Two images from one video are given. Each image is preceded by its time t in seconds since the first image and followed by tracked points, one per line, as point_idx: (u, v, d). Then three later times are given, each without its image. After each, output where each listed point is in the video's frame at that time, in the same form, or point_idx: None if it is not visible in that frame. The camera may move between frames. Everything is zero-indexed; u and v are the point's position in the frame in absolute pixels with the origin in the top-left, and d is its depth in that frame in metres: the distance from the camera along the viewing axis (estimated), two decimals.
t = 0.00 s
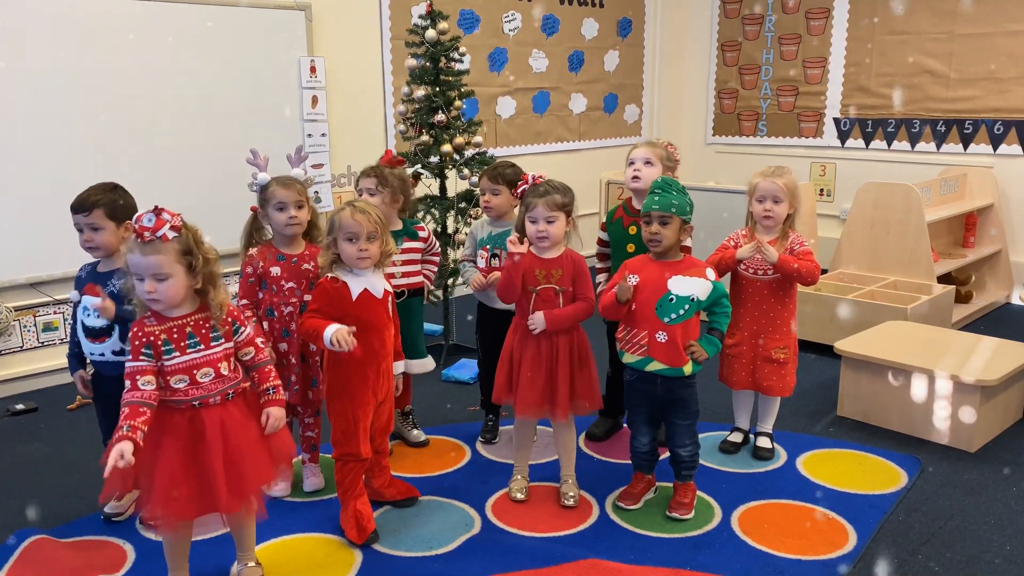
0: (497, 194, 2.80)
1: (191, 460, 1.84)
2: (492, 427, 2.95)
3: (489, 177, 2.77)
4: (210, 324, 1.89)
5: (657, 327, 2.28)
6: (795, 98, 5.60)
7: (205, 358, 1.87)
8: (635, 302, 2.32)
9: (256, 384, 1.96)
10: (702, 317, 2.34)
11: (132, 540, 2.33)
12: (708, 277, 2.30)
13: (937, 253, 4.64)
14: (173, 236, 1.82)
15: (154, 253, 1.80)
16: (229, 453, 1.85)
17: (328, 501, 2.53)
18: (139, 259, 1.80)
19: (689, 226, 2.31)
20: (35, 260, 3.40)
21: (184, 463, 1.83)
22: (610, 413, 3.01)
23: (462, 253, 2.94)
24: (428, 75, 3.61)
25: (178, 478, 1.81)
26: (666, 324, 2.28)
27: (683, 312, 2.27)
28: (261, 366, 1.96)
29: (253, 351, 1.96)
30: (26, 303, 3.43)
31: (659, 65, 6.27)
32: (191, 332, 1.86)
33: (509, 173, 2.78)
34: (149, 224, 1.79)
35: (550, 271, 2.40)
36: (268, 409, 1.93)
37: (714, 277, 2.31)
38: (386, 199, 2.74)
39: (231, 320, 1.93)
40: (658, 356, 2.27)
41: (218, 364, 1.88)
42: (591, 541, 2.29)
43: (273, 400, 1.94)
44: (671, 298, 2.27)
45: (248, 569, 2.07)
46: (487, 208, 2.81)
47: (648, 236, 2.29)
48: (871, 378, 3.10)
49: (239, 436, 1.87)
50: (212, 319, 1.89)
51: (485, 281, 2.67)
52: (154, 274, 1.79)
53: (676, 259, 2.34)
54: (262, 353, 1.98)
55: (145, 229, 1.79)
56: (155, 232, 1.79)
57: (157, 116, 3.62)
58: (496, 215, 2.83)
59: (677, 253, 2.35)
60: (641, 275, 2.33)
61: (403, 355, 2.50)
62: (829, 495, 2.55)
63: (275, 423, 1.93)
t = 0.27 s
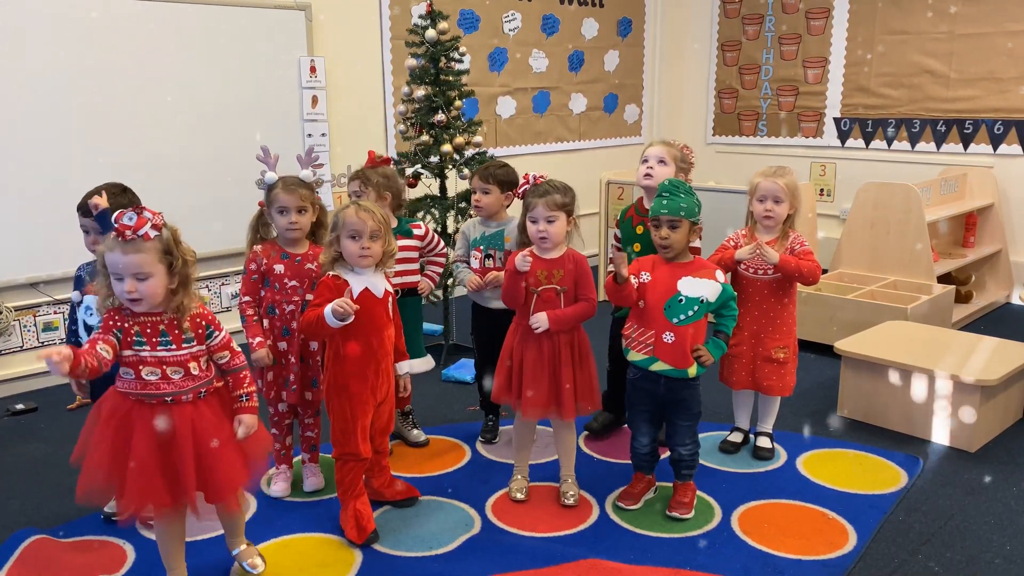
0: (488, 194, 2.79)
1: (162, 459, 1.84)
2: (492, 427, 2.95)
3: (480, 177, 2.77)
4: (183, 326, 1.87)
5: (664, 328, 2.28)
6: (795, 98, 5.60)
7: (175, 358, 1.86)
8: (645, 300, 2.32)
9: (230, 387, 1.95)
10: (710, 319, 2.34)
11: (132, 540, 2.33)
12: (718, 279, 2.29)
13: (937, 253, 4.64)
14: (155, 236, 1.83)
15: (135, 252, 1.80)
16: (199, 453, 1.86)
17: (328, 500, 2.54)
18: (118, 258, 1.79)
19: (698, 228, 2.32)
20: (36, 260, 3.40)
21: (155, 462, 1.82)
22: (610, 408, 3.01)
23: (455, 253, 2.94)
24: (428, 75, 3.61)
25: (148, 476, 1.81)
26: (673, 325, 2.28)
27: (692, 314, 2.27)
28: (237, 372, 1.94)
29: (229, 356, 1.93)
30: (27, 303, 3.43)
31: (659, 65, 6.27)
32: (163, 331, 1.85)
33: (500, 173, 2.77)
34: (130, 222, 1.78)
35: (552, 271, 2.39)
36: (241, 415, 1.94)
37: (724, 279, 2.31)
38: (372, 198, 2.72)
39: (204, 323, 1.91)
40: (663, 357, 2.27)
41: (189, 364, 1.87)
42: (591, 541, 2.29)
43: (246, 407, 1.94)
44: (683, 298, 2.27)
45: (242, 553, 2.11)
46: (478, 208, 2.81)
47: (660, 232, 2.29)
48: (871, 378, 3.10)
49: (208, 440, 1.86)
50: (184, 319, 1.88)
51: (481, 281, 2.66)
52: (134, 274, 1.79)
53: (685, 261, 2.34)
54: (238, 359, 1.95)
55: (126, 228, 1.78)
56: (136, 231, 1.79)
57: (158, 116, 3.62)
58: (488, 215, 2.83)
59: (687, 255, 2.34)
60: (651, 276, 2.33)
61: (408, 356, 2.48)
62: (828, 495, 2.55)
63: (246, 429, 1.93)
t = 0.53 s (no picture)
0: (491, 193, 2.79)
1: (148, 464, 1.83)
2: (492, 427, 2.95)
3: (482, 176, 2.76)
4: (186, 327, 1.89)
5: (672, 328, 2.28)
6: (795, 98, 5.60)
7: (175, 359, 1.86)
8: (653, 301, 2.32)
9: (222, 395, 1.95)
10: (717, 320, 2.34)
11: (131, 540, 2.33)
12: (726, 279, 2.29)
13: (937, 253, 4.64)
14: (166, 247, 1.84)
15: (146, 263, 1.80)
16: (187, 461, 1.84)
17: (328, 500, 2.54)
18: (128, 267, 1.80)
19: (707, 227, 2.31)
20: (36, 260, 3.40)
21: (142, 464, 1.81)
22: (609, 409, 3.01)
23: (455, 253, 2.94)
24: (428, 75, 3.61)
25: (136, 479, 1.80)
26: (682, 326, 2.27)
27: (701, 315, 2.27)
28: (229, 378, 1.95)
29: (224, 362, 1.94)
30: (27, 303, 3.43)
31: (659, 64, 6.27)
32: (165, 332, 1.86)
33: (502, 173, 2.78)
34: (142, 233, 1.80)
35: (552, 271, 2.40)
36: (229, 423, 1.92)
37: (732, 280, 2.31)
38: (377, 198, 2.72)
39: (205, 328, 1.92)
40: (670, 357, 2.27)
41: (188, 366, 1.88)
42: (591, 541, 2.29)
43: (234, 416, 1.93)
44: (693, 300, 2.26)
45: (252, 561, 2.08)
46: (480, 208, 2.81)
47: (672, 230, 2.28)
48: (871, 378, 3.10)
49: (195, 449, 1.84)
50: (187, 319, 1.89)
51: (482, 280, 2.69)
52: (143, 282, 1.80)
53: (695, 261, 2.33)
54: (232, 365, 1.96)
55: (138, 238, 1.80)
56: (149, 242, 1.80)
57: (158, 116, 3.62)
58: (489, 215, 2.83)
59: (696, 255, 2.33)
60: (660, 275, 2.32)
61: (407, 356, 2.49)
62: (828, 495, 2.54)
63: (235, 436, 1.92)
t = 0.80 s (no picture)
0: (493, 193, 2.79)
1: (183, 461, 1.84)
2: (492, 426, 2.95)
3: (485, 176, 2.76)
4: (214, 325, 1.89)
5: (675, 330, 2.27)
6: (795, 98, 5.60)
7: (206, 358, 1.87)
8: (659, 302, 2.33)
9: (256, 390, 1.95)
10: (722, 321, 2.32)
11: (132, 540, 2.33)
12: (732, 283, 2.26)
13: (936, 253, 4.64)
14: (185, 239, 1.84)
15: (167, 256, 1.82)
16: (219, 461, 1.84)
17: (328, 500, 2.54)
18: (151, 262, 1.81)
19: (714, 227, 2.31)
20: (36, 260, 3.40)
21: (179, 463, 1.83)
22: (607, 410, 3.01)
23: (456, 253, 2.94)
24: (428, 75, 3.60)
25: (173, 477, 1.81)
26: (683, 327, 2.27)
27: (701, 317, 2.25)
28: (262, 374, 1.94)
29: (253, 357, 1.93)
30: (27, 303, 3.43)
31: (659, 64, 6.27)
32: (195, 330, 1.87)
33: (506, 174, 2.78)
34: (161, 227, 1.81)
35: (553, 271, 2.40)
36: (269, 417, 1.95)
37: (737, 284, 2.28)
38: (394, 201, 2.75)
39: (234, 324, 1.92)
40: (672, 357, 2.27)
41: (218, 365, 1.88)
42: (591, 541, 2.29)
43: (274, 409, 1.95)
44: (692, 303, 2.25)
45: (259, 565, 2.07)
46: (482, 207, 2.81)
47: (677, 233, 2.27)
48: (871, 378, 3.10)
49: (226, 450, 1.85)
50: (214, 319, 1.90)
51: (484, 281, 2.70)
52: (166, 277, 1.81)
53: (701, 262, 2.32)
54: (262, 359, 1.95)
55: (157, 232, 1.81)
56: (167, 236, 1.81)
57: (158, 115, 3.62)
58: (490, 215, 2.83)
59: (702, 255, 2.32)
60: (664, 275, 2.32)
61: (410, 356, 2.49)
62: (829, 495, 2.54)
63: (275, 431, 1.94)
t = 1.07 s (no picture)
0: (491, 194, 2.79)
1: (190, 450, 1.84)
2: (492, 426, 2.95)
3: (483, 177, 2.76)
4: (233, 322, 1.91)
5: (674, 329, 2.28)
6: (795, 98, 5.60)
7: (221, 353, 1.88)
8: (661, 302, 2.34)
9: (271, 390, 1.95)
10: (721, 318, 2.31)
11: (132, 540, 2.33)
12: (732, 287, 2.25)
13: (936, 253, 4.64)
14: (210, 232, 1.87)
15: (190, 247, 1.84)
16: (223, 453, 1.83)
17: (328, 499, 2.54)
18: (174, 252, 1.84)
19: (716, 226, 2.30)
20: (36, 260, 3.40)
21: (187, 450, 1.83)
22: (608, 409, 3.01)
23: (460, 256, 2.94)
24: (428, 75, 3.60)
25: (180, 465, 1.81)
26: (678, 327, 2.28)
27: (693, 317, 2.25)
28: (278, 374, 1.95)
29: (272, 356, 1.95)
30: (26, 303, 3.43)
31: (659, 63, 6.27)
32: (213, 325, 1.89)
33: (503, 174, 2.78)
34: (187, 218, 1.84)
35: (552, 271, 2.40)
36: (281, 418, 1.95)
37: (737, 288, 2.26)
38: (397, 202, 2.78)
39: (254, 322, 1.94)
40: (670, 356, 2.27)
41: (234, 362, 1.89)
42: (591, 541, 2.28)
43: (284, 411, 1.95)
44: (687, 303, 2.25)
45: (259, 566, 2.07)
46: (480, 208, 2.81)
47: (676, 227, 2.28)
48: (871, 378, 3.10)
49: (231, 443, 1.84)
50: (236, 317, 1.91)
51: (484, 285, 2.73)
52: (189, 268, 1.83)
53: (704, 263, 2.31)
54: (281, 361, 1.97)
55: (182, 223, 1.84)
56: (192, 226, 1.84)
57: (157, 115, 3.62)
58: (488, 215, 2.83)
59: (705, 256, 2.31)
60: (666, 275, 2.33)
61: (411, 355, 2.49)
62: (829, 495, 2.54)
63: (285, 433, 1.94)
